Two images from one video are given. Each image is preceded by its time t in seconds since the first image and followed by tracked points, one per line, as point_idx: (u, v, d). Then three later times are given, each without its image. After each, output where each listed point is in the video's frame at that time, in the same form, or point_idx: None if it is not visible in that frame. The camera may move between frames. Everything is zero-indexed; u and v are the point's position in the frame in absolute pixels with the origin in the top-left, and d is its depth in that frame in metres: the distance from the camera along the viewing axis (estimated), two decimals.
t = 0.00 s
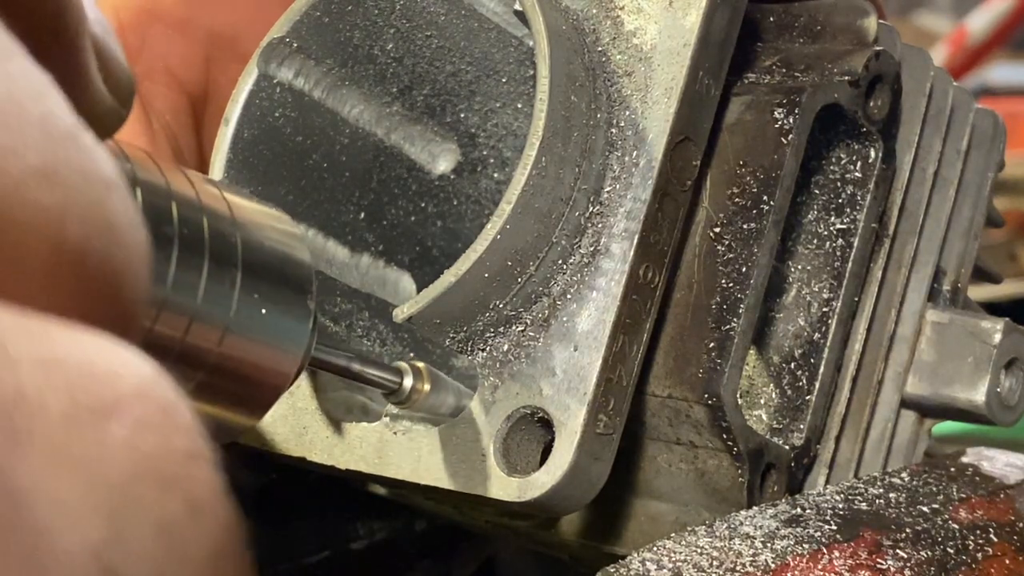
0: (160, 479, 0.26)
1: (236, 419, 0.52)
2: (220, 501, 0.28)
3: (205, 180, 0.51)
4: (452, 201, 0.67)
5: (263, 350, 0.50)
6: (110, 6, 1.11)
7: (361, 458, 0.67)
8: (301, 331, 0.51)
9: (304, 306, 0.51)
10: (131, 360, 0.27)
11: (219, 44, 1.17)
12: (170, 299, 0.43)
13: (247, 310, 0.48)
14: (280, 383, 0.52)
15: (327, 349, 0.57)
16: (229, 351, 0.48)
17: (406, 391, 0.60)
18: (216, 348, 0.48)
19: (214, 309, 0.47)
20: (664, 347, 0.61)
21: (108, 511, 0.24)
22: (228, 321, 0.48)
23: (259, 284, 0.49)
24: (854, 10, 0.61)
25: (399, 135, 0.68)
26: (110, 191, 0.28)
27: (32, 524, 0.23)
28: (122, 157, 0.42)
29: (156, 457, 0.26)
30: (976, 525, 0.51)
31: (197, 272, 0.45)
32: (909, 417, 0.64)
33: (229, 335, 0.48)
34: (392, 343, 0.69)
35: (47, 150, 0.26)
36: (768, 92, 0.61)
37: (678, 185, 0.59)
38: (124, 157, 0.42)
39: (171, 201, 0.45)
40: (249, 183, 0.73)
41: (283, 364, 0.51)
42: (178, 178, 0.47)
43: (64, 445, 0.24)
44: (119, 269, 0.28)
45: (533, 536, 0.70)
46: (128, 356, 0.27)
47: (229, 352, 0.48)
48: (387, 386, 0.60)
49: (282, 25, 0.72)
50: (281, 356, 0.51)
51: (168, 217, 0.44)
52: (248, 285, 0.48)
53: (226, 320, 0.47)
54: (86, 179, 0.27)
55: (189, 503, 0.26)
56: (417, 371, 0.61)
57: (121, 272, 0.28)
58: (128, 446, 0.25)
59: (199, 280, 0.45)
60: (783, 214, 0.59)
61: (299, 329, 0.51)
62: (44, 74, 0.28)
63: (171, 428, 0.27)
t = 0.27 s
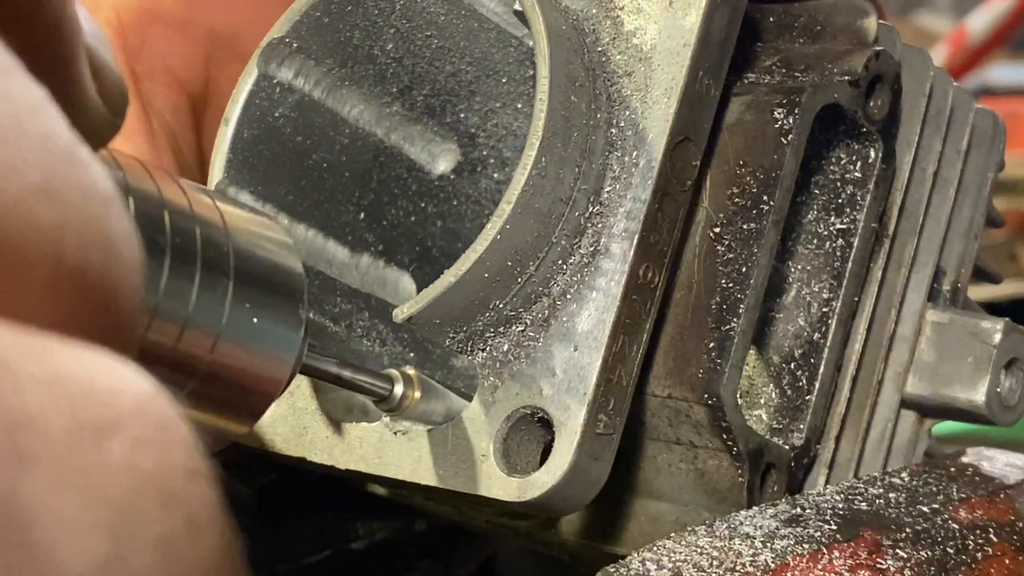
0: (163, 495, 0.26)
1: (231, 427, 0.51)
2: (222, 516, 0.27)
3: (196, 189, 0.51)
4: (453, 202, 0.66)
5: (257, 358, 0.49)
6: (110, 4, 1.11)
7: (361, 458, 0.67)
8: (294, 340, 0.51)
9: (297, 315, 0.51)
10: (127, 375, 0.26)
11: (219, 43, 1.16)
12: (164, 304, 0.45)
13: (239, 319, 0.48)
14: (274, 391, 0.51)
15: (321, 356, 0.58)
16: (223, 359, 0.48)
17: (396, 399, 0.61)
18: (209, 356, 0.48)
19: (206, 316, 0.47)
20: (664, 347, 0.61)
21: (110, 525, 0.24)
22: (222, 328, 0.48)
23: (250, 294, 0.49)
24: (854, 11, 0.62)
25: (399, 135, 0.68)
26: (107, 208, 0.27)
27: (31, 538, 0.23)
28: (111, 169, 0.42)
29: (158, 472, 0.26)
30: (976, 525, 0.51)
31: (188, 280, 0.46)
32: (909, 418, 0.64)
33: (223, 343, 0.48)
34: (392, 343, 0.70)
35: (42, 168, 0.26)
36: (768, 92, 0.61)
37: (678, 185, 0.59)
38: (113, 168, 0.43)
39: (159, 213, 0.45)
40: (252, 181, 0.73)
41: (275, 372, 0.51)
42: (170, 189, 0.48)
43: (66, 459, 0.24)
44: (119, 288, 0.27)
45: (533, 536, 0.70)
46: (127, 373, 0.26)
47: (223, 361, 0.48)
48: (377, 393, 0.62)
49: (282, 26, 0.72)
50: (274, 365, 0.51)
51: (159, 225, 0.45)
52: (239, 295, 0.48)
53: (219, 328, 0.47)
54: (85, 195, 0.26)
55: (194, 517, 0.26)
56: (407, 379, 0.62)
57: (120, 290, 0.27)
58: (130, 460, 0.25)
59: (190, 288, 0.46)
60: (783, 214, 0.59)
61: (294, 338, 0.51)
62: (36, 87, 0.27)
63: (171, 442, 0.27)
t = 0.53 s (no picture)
0: (157, 501, 0.26)
1: (217, 430, 0.52)
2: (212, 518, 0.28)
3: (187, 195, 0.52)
4: (453, 202, 0.66)
5: (245, 362, 0.51)
6: (110, 2, 1.10)
7: (361, 458, 0.67)
8: (279, 344, 0.52)
9: (283, 319, 0.52)
10: (117, 380, 0.27)
11: (219, 43, 1.17)
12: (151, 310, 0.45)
13: (226, 325, 0.49)
14: (259, 394, 0.52)
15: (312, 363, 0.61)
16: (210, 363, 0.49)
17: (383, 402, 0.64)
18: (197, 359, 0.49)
19: (194, 322, 0.48)
20: (664, 347, 0.61)
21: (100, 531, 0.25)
22: (210, 332, 0.49)
23: (236, 300, 0.50)
24: (854, 11, 0.62)
25: (399, 135, 0.68)
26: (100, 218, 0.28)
27: (29, 546, 0.23)
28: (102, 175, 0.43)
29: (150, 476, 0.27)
30: (976, 525, 0.51)
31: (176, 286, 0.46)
32: (909, 418, 0.64)
33: (211, 347, 0.49)
34: (391, 343, 0.71)
35: (32, 179, 0.27)
36: (768, 92, 0.61)
37: (678, 185, 0.59)
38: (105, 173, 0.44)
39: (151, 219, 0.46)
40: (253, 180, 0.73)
41: (263, 375, 0.52)
42: (159, 195, 0.48)
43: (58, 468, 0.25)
44: (107, 294, 0.29)
45: (533, 536, 0.70)
46: (118, 377, 0.27)
47: (212, 364, 0.49)
48: (366, 398, 0.64)
49: (282, 26, 0.72)
50: (261, 369, 0.52)
51: (147, 232, 0.45)
52: (225, 300, 0.49)
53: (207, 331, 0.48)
54: (76, 206, 0.28)
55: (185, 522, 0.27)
56: (395, 383, 0.65)
57: (107, 294, 0.29)
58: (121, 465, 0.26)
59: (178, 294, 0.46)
60: (783, 214, 0.59)
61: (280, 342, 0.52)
62: (29, 98, 0.28)
63: (164, 448, 0.27)
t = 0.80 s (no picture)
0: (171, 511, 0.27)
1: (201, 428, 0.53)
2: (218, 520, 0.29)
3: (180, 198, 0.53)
4: (453, 202, 0.66)
5: (235, 362, 0.51)
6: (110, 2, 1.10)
7: (361, 457, 0.67)
8: (269, 343, 0.53)
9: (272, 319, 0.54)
10: (119, 383, 0.28)
11: (219, 43, 1.16)
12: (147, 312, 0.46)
13: (217, 325, 0.50)
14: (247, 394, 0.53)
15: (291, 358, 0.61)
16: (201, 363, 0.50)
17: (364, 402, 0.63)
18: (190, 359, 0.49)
19: (186, 322, 0.48)
20: (664, 347, 0.61)
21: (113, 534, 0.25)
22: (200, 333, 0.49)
23: (228, 301, 0.51)
24: (854, 11, 0.62)
25: (399, 135, 0.68)
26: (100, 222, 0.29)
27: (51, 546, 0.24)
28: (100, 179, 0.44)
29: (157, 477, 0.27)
30: (976, 525, 0.51)
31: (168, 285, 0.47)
32: (909, 418, 0.64)
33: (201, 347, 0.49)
34: (392, 343, 0.71)
35: (37, 184, 0.27)
36: (768, 92, 0.61)
37: (678, 184, 0.59)
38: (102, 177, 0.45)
39: (148, 221, 0.47)
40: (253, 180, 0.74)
41: (254, 375, 0.53)
42: (153, 198, 0.49)
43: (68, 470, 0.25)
44: (109, 297, 0.30)
45: (533, 536, 0.70)
46: (126, 388, 0.28)
47: (202, 363, 0.50)
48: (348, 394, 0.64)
49: (282, 27, 0.72)
50: (251, 367, 0.53)
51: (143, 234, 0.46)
52: (217, 300, 0.50)
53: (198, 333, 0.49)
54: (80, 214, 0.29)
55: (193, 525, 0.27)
56: (378, 382, 0.63)
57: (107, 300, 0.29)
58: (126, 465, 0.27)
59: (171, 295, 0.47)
60: (783, 214, 0.59)
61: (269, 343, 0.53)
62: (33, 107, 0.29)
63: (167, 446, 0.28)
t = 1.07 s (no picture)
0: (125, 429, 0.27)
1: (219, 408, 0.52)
2: (196, 474, 0.29)
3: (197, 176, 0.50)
4: (453, 202, 0.66)
5: (254, 347, 0.50)
6: None
7: (361, 458, 0.67)
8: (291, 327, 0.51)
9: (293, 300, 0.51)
10: (108, 327, 0.28)
11: (220, 41, 1.16)
12: (161, 295, 0.44)
13: (235, 308, 0.48)
14: (267, 379, 0.52)
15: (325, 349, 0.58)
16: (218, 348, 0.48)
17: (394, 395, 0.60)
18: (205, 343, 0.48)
19: (205, 305, 0.47)
20: (664, 347, 0.61)
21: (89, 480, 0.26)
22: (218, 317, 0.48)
23: (246, 279, 0.49)
24: (854, 11, 0.62)
25: (399, 135, 0.68)
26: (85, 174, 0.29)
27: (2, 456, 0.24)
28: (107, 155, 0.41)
29: (135, 426, 0.28)
30: (976, 525, 0.51)
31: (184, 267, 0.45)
32: (909, 417, 0.64)
33: (219, 330, 0.48)
34: (392, 342, 0.69)
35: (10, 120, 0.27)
36: (768, 92, 0.61)
37: (678, 184, 0.59)
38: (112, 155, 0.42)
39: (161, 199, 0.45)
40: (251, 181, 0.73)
41: (273, 359, 0.51)
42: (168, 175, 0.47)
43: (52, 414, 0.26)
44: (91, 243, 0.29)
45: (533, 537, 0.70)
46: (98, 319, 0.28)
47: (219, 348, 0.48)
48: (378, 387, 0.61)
49: (282, 26, 0.72)
50: (271, 351, 0.51)
51: (155, 213, 0.44)
52: (235, 281, 0.48)
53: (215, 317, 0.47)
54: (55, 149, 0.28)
55: (171, 479, 0.28)
56: (407, 375, 0.61)
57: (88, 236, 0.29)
58: (111, 410, 0.27)
59: (186, 277, 0.45)
60: (783, 214, 0.59)
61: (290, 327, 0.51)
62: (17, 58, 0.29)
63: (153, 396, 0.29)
